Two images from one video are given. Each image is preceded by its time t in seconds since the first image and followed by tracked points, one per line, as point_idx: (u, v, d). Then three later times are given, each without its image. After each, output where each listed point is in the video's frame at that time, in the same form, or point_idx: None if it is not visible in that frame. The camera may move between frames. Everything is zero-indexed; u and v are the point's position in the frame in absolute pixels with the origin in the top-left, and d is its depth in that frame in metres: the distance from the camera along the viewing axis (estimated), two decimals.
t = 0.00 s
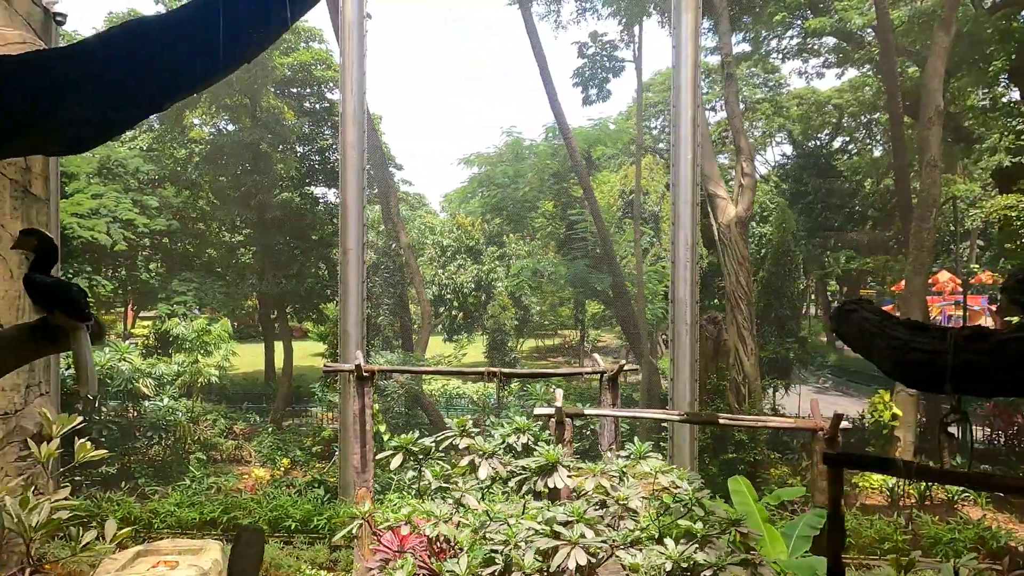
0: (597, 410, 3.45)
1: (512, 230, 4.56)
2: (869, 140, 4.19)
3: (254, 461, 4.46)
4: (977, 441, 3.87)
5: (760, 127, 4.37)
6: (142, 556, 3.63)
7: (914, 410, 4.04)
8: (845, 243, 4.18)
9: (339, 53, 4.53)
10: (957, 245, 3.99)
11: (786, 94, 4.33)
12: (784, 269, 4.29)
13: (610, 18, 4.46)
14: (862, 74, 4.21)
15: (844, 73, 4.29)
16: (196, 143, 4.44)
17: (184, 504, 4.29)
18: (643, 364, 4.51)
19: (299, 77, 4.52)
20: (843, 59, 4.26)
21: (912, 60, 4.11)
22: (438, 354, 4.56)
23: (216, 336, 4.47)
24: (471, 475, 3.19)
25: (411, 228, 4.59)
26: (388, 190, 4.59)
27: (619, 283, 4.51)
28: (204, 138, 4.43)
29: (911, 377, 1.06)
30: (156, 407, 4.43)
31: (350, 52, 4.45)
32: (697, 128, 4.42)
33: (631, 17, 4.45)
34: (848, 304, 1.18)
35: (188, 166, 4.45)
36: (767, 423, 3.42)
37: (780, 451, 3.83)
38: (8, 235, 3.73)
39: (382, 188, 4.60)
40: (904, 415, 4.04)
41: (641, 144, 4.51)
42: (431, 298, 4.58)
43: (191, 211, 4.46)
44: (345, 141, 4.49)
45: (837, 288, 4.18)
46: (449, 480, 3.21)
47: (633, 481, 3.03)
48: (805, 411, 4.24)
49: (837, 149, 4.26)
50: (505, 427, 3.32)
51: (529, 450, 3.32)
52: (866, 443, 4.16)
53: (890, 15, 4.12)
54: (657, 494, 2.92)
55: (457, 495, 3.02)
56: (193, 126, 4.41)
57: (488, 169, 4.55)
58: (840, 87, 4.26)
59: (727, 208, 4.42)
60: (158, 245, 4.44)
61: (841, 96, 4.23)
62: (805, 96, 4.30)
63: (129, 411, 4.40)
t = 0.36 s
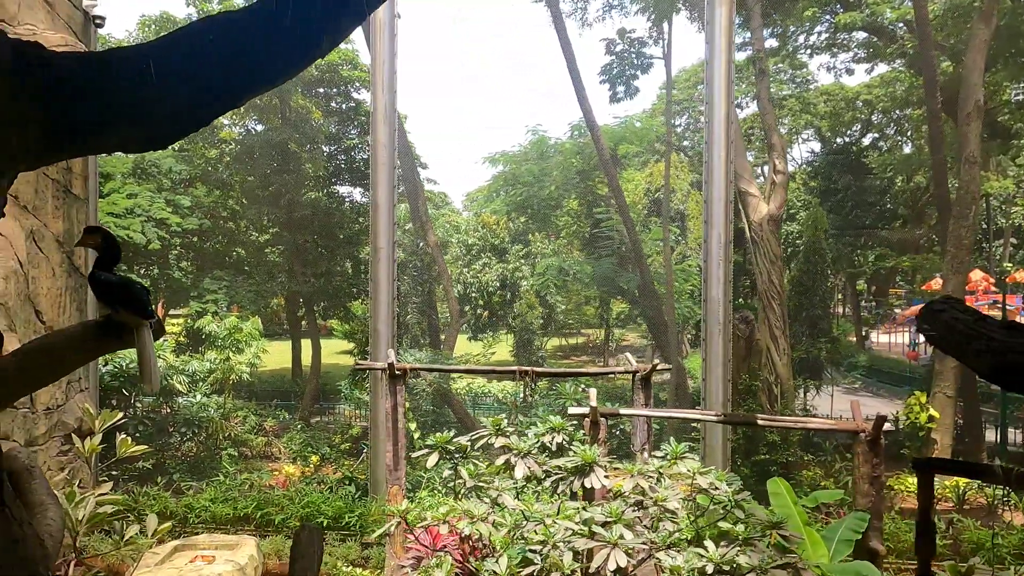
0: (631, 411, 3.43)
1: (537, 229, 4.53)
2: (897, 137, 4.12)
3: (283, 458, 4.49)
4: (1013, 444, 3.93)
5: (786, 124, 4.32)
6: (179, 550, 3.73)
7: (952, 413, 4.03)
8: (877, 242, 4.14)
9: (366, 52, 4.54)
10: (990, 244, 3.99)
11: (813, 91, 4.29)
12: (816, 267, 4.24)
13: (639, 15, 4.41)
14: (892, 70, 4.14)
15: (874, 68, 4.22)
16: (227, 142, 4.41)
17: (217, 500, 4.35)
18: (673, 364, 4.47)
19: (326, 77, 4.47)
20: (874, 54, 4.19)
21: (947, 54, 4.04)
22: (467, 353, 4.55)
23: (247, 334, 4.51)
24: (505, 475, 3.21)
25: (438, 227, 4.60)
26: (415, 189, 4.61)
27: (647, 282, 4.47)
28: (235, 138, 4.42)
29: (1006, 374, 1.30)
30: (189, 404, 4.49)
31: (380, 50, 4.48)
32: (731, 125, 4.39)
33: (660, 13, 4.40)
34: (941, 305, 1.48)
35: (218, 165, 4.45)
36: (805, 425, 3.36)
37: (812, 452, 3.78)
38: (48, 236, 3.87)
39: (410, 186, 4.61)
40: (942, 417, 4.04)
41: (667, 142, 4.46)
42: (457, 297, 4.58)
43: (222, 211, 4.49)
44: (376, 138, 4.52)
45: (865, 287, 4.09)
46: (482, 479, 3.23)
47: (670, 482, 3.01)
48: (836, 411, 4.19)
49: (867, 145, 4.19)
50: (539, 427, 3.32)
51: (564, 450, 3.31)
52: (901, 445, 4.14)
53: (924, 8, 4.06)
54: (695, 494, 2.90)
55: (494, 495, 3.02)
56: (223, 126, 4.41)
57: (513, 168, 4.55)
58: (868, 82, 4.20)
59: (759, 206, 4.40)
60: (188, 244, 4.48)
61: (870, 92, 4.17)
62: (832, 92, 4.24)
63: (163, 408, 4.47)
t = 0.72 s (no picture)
0: (660, 413, 3.40)
1: (561, 229, 4.51)
2: (929, 135, 4.03)
3: (311, 456, 4.55)
4: None
5: (815, 122, 4.27)
6: (210, 547, 3.80)
7: (989, 417, 3.96)
8: (909, 242, 4.05)
9: (393, 54, 4.58)
10: None
11: (844, 88, 4.20)
12: (845, 268, 4.17)
13: (665, 13, 4.36)
14: (925, 66, 4.05)
15: (905, 64, 4.12)
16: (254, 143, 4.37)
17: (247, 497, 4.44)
18: (700, 365, 4.42)
19: (351, 79, 4.51)
20: (906, 50, 4.09)
21: (982, 49, 3.95)
22: (492, 353, 4.55)
23: (275, 333, 4.57)
24: (533, 476, 3.22)
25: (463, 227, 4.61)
26: (441, 189, 4.64)
27: (673, 282, 4.43)
28: (262, 140, 4.35)
29: None
30: (219, 402, 4.56)
31: (408, 51, 4.54)
32: (761, 123, 4.34)
33: (687, 11, 4.35)
34: (998, 305, 1.54)
35: (247, 167, 4.36)
36: (838, 429, 3.30)
37: (843, 455, 3.72)
38: (85, 236, 3.97)
39: (436, 186, 4.64)
40: (978, 421, 3.96)
41: (693, 142, 4.43)
42: (483, 296, 4.59)
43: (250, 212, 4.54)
44: (403, 139, 4.58)
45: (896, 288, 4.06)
46: (511, 480, 3.24)
47: (699, 485, 2.98)
48: (868, 414, 4.13)
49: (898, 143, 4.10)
50: (568, 428, 3.31)
51: (592, 451, 3.29)
52: (936, 450, 4.06)
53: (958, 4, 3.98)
54: (725, 497, 2.87)
55: (521, 495, 3.02)
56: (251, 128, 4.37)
57: (537, 168, 4.47)
58: (899, 79, 4.10)
59: (789, 206, 4.33)
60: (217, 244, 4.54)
61: (901, 88, 4.08)
62: (862, 89, 4.15)
63: (194, 406, 4.55)
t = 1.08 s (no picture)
0: (682, 415, 3.37)
1: (581, 229, 4.50)
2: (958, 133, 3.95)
3: (333, 455, 4.60)
4: None
5: (839, 120, 4.20)
6: (234, 543, 3.85)
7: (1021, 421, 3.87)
8: (937, 242, 3.98)
9: (413, 56, 4.60)
10: None
11: (869, 86, 4.13)
12: (870, 269, 4.10)
13: (687, 11, 4.32)
14: (953, 62, 3.96)
15: (932, 61, 4.04)
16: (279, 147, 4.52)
17: (269, 495, 4.47)
18: (722, 366, 4.39)
19: (372, 81, 4.54)
20: (933, 47, 4.01)
21: (1012, 45, 3.87)
22: (512, 354, 4.56)
23: (298, 333, 4.62)
24: (553, 476, 3.23)
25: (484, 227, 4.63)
26: (462, 190, 4.65)
27: (694, 283, 4.39)
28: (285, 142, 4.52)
29: None
30: (243, 400, 4.64)
31: (428, 53, 4.56)
32: (784, 121, 4.31)
33: (708, 10, 4.32)
34: None
35: (271, 168, 4.54)
36: (864, 432, 3.24)
37: (869, 459, 3.65)
38: (113, 236, 4.05)
39: (456, 187, 4.66)
40: (1008, 425, 3.88)
41: (714, 141, 4.39)
42: (504, 296, 4.59)
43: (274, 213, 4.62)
44: (424, 140, 4.58)
45: (923, 288, 3.98)
46: (531, 480, 3.24)
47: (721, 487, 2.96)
48: (894, 418, 4.06)
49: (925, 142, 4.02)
50: (588, 429, 3.31)
51: (612, 452, 3.28)
52: (964, 454, 3.98)
53: None
54: (747, 500, 2.85)
55: (541, 496, 3.02)
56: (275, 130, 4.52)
57: (557, 169, 4.49)
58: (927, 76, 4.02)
59: (812, 206, 4.28)
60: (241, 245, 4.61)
61: (929, 85, 4.00)
62: (888, 87, 4.08)
63: (219, 404, 4.64)
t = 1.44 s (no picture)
0: (698, 417, 3.35)
1: (597, 230, 4.48)
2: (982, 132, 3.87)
3: (349, 455, 4.64)
4: None
5: (859, 120, 4.15)
6: (252, 542, 3.91)
7: None
8: (958, 244, 3.92)
9: (429, 58, 4.63)
10: None
11: (890, 85, 4.07)
12: (890, 271, 4.03)
13: (704, 11, 4.29)
14: (976, 61, 3.89)
15: (955, 60, 3.98)
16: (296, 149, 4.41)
17: (287, 493, 4.53)
18: (739, 369, 4.36)
19: (389, 83, 4.55)
20: (955, 45, 3.94)
21: None
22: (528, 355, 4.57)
23: (315, 333, 4.66)
24: (569, 478, 3.22)
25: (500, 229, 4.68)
26: (478, 191, 4.74)
27: (711, 285, 4.37)
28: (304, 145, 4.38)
29: None
30: (261, 400, 4.69)
31: (445, 55, 4.59)
32: (802, 122, 4.28)
33: (726, 10, 4.29)
34: None
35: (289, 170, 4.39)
36: (883, 436, 3.19)
37: (888, 463, 3.61)
38: (134, 237, 4.14)
39: (472, 188, 4.73)
40: None
41: (731, 142, 4.36)
42: (520, 296, 4.59)
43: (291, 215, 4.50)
44: (440, 142, 4.66)
45: (945, 291, 3.93)
46: (546, 481, 3.23)
47: (738, 491, 2.95)
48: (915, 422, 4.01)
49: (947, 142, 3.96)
50: (604, 431, 3.29)
51: (628, 454, 3.27)
52: (987, 459, 3.91)
53: None
54: (765, 503, 2.83)
55: (556, 498, 3.02)
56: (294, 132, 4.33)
57: (573, 169, 4.40)
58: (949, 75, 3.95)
59: (831, 207, 4.25)
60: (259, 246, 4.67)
61: (952, 84, 3.92)
62: (909, 86, 4.00)
63: (237, 404, 4.70)
